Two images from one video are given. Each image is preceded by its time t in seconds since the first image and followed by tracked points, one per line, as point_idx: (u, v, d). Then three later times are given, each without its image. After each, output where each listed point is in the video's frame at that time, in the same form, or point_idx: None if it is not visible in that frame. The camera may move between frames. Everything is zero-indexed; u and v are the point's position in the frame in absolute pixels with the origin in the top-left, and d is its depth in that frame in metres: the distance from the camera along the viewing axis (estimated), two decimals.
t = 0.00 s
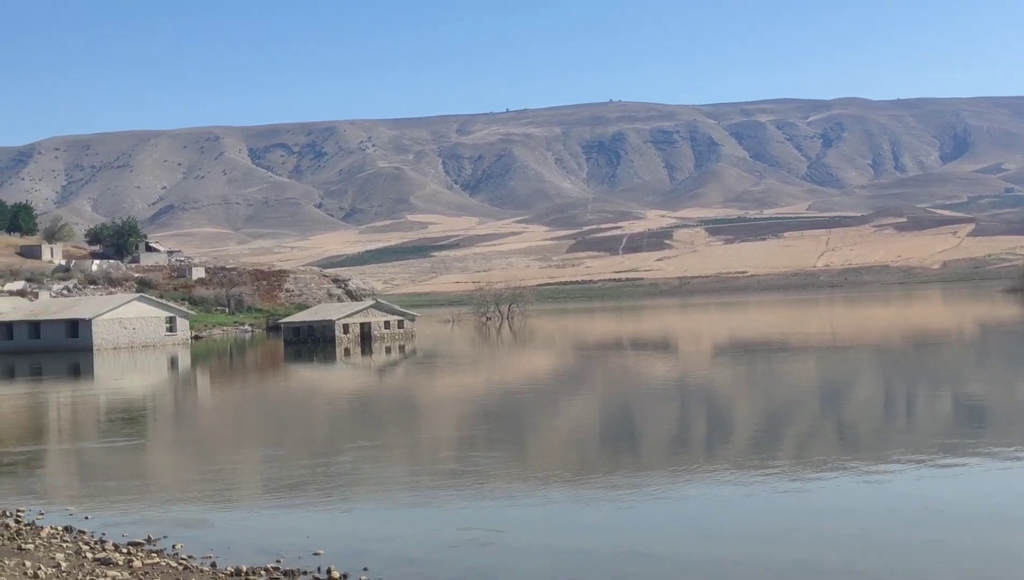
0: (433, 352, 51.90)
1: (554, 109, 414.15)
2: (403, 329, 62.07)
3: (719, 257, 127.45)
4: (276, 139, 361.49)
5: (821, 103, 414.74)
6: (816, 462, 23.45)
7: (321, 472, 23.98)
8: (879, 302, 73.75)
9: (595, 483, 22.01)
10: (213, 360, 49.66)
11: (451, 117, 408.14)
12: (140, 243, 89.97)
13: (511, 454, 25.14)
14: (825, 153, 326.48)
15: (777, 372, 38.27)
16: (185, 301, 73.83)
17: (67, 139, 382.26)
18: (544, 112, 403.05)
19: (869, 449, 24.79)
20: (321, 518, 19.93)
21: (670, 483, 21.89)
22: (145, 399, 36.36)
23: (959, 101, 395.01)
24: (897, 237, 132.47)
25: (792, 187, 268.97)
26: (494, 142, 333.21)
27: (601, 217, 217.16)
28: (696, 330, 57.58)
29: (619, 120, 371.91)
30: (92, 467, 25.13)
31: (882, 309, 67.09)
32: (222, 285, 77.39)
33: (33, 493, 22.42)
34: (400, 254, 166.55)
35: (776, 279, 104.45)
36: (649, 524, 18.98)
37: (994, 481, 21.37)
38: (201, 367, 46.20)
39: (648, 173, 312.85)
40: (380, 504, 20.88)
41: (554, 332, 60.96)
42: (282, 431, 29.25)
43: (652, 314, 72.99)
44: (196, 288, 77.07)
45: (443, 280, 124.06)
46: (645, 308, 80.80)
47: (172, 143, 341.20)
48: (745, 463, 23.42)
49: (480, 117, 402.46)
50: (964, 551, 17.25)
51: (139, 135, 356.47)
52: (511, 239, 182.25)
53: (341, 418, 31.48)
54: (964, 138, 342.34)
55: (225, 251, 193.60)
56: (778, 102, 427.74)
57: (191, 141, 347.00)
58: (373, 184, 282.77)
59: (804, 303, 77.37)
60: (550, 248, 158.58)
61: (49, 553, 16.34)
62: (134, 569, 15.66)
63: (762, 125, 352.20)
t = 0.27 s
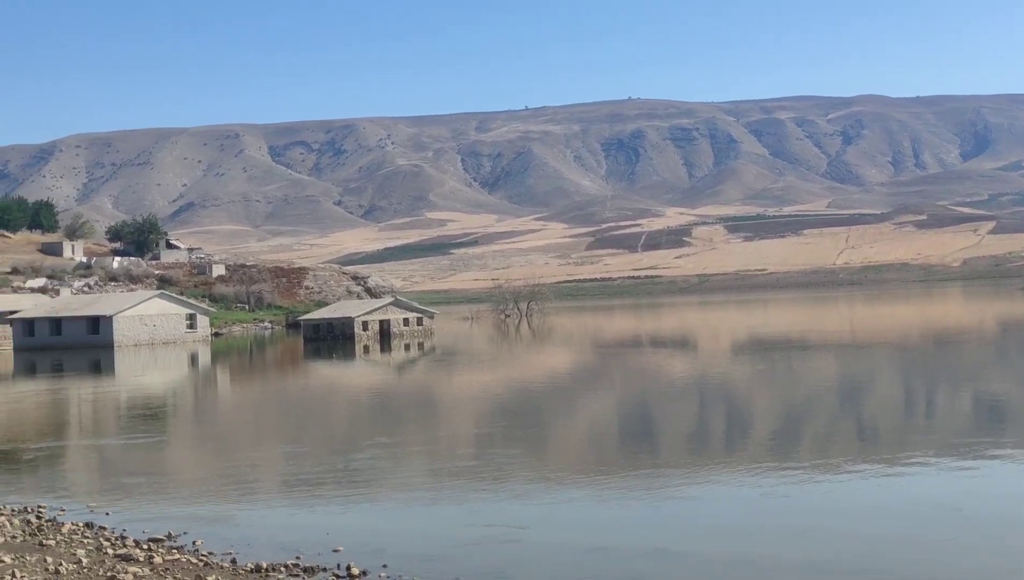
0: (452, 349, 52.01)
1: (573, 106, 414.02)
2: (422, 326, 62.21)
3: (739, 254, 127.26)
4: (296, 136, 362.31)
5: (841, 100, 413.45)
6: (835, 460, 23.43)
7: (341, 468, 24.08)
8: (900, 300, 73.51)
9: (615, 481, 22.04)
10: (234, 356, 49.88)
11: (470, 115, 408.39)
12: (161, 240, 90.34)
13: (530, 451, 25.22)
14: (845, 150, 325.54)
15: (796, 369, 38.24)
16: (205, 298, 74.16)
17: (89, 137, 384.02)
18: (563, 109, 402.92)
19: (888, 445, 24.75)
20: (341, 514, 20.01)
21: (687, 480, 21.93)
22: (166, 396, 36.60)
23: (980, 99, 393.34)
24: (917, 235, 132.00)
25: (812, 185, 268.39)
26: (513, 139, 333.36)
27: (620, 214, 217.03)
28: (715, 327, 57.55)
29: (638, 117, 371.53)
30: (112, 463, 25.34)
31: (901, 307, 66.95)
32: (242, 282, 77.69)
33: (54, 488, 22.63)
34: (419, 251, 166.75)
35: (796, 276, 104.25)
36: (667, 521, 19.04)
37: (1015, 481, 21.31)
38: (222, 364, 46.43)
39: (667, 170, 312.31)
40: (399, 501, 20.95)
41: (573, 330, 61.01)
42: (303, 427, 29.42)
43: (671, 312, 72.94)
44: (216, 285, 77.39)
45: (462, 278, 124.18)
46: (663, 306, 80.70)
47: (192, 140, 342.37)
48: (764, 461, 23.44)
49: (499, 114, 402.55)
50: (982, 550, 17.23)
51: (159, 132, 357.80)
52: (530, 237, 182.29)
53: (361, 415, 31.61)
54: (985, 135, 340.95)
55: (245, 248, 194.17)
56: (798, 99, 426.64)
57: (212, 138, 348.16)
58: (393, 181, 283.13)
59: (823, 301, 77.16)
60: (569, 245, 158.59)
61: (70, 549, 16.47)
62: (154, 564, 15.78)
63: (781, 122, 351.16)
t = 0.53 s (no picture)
0: (474, 347, 51.98)
1: (595, 104, 413.57)
2: (443, 324, 62.26)
3: (761, 253, 126.88)
4: (318, 135, 362.95)
5: (864, 98, 411.95)
6: (859, 459, 23.27)
7: (362, 465, 24.09)
8: (923, 298, 73.16)
9: (635, 479, 22.01)
10: (255, 354, 49.98)
11: (492, 113, 408.35)
12: (183, 239, 90.63)
13: (552, 449, 25.16)
14: (868, 148, 324.28)
15: (820, 368, 38.13)
16: (227, 296, 74.35)
17: (112, 135, 385.53)
18: (584, 107, 402.59)
19: (912, 445, 24.62)
20: (362, 512, 20.01)
21: (711, 479, 21.85)
22: (189, 393, 36.68)
23: (1004, 97, 391.14)
24: (940, 233, 131.33)
25: (835, 183, 267.34)
26: (535, 137, 333.40)
27: (642, 213, 216.70)
28: (737, 326, 57.37)
29: (660, 115, 370.85)
30: (134, 460, 25.42)
31: (924, 306, 66.63)
32: (264, 280, 77.85)
33: (77, 485, 22.69)
34: (441, 249, 166.90)
35: (819, 275, 103.80)
36: (691, 519, 18.98)
37: None
38: (244, 361, 46.57)
39: (689, 168, 311.48)
40: (420, 499, 20.92)
41: (594, 329, 60.92)
42: (324, 425, 29.45)
43: (693, 310, 72.80)
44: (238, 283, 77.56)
45: (483, 275, 124.24)
46: (685, 305, 80.49)
47: (215, 139, 343.30)
48: (785, 460, 23.34)
49: (521, 113, 402.67)
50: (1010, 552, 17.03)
51: (182, 130, 358.86)
52: (552, 235, 182.10)
53: (382, 413, 31.61)
54: (1009, 134, 339.01)
55: (266, 247, 194.65)
56: (821, 97, 425.15)
57: (234, 137, 349.12)
58: (414, 179, 283.32)
59: (846, 300, 76.85)
60: (590, 244, 158.50)
61: (94, 545, 16.51)
62: (177, 562, 15.81)
63: (804, 120, 349.70)
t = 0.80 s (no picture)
0: (490, 346, 51.95)
1: (612, 103, 413.12)
2: (460, 323, 62.25)
3: (778, 252, 126.56)
4: (334, 134, 363.47)
5: (881, 97, 410.45)
6: (876, 460, 23.20)
7: (378, 465, 24.08)
8: (941, 299, 72.82)
9: (653, 479, 21.98)
10: (273, 353, 50.11)
11: (508, 112, 408.15)
12: (200, 237, 90.82)
13: (568, 449, 25.12)
14: (885, 148, 323.08)
15: (837, 368, 38.03)
16: (244, 295, 74.53)
17: (130, 134, 386.83)
18: (601, 106, 402.19)
19: (930, 445, 24.52)
20: (378, 511, 20.01)
21: (729, 479, 21.81)
22: (205, 391, 36.73)
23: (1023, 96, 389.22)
24: (959, 233, 130.71)
25: (852, 182, 266.45)
26: (551, 136, 333.21)
27: (658, 212, 216.42)
28: (753, 325, 57.23)
29: (676, 114, 370.18)
30: (150, 457, 25.46)
31: (943, 306, 66.30)
32: (280, 278, 77.97)
33: (93, 484, 22.74)
34: (457, 248, 166.99)
35: (836, 275, 103.49)
36: (708, 519, 18.96)
37: None
38: (261, 361, 46.62)
39: (705, 167, 310.92)
40: (437, 498, 20.91)
41: (610, 328, 60.85)
42: (341, 424, 29.48)
43: (709, 310, 72.64)
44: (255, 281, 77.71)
45: (499, 275, 124.27)
46: (701, 304, 80.32)
47: (232, 138, 344.01)
48: (802, 460, 23.27)
49: (537, 112, 402.45)
50: None
51: (199, 129, 359.69)
52: (568, 234, 182.03)
53: (398, 412, 31.61)
54: None
55: (283, 246, 195.04)
56: (838, 96, 423.76)
57: (251, 136, 349.82)
58: (430, 178, 283.44)
59: (863, 299, 76.60)
60: (606, 243, 158.40)
61: (110, 543, 16.53)
62: (195, 559, 15.84)
63: (821, 120, 348.80)
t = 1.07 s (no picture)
0: (509, 346, 52.08)
1: (632, 102, 412.54)
2: (479, 322, 62.22)
3: (798, 252, 126.23)
4: (355, 133, 364.07)
5: (903, 96, 408.84)
6: (896, 460, 23.13)
7: (397, 464, 24.11)
8: (962, 299, 72.53)
9: (673, 479, 21.94)
10: (292, 351, 50.22)
11: (528, 111, 408.04)
12: (220, 236, 91.14)
13: (587, 449, 25.11)
14: (907, 147, 321.82)
15: (857, 368, 37.93)
16: (264, 293, 74.71)
17: (151, 132, 388.33)
18: (621, 105, 401.88)
19: (950, 446, 24.46)
20: (398, 511, 20.03)
21: (748, 479, 21.76)
22: (224, 390, 36.91)
23: None
24: (981, 233, 130.08)
25: (873, 182, 265.53)
26: (571, 135, 333.08)
27: (678, 211, 216.08)
28: (774, 325, 57.16)
29: (697, 113, 369.59)
30: (170, 456, 25.52)
31: (964, 306, 65.98)
32: (300, 278, 78.21)
33: (115, 481, 22.85)
34: (477, 247, 167.04)
35: (857, 275, 103.13)
36: (729, 519, 18.96)
37: None
38: (280, 360, 46.70)
39: (726, 166, 310.41)
40: (457, 497, 20.93)
41: (630, 327, 60.78)
42: (360, 423, 29.52)
43: (729, 310, 72.46)
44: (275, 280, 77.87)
45: (519, 274, 124.27)
46: (721, 304, 80.12)
47: (252, 137, 344.88)
48: (822, 461, 23.23)
49: (557, 111, 402.27)
50: None
51: (220, 128, 360.75)
52: (588, 233, 181.88)
53: (417, 411, 31.66)
54: None
55: (303, 244, 195.47)
56: (860, 95, 422.23)
57: (272, 135, 350.66)
58: (451, 177, 283.60)
59: (883, 299, 76.35)
60: (626, 242, 158.25)
61: (131, 540, 16.60)
62: (215, 558, 15.86)
63: (842, 118, 347.85)
